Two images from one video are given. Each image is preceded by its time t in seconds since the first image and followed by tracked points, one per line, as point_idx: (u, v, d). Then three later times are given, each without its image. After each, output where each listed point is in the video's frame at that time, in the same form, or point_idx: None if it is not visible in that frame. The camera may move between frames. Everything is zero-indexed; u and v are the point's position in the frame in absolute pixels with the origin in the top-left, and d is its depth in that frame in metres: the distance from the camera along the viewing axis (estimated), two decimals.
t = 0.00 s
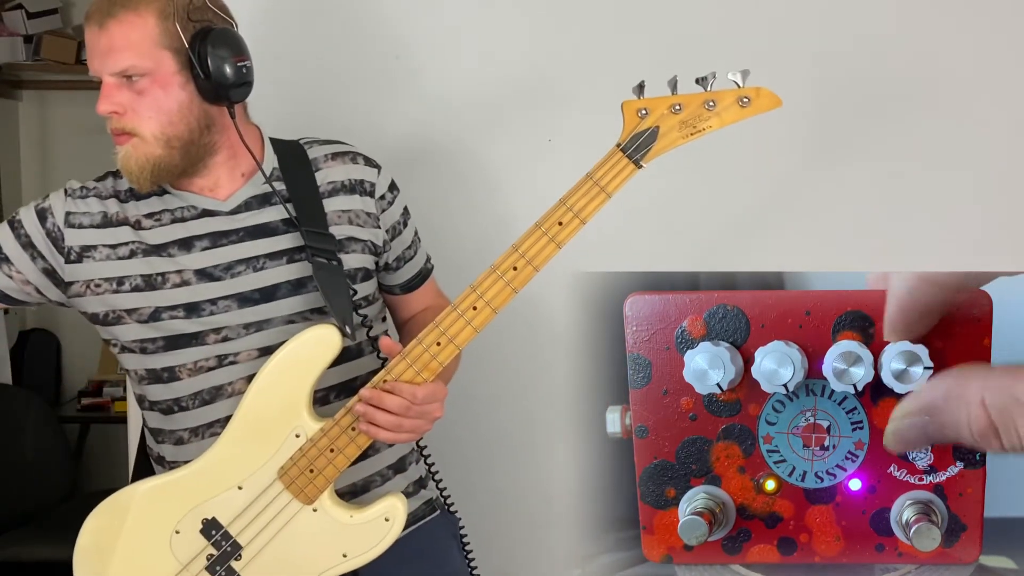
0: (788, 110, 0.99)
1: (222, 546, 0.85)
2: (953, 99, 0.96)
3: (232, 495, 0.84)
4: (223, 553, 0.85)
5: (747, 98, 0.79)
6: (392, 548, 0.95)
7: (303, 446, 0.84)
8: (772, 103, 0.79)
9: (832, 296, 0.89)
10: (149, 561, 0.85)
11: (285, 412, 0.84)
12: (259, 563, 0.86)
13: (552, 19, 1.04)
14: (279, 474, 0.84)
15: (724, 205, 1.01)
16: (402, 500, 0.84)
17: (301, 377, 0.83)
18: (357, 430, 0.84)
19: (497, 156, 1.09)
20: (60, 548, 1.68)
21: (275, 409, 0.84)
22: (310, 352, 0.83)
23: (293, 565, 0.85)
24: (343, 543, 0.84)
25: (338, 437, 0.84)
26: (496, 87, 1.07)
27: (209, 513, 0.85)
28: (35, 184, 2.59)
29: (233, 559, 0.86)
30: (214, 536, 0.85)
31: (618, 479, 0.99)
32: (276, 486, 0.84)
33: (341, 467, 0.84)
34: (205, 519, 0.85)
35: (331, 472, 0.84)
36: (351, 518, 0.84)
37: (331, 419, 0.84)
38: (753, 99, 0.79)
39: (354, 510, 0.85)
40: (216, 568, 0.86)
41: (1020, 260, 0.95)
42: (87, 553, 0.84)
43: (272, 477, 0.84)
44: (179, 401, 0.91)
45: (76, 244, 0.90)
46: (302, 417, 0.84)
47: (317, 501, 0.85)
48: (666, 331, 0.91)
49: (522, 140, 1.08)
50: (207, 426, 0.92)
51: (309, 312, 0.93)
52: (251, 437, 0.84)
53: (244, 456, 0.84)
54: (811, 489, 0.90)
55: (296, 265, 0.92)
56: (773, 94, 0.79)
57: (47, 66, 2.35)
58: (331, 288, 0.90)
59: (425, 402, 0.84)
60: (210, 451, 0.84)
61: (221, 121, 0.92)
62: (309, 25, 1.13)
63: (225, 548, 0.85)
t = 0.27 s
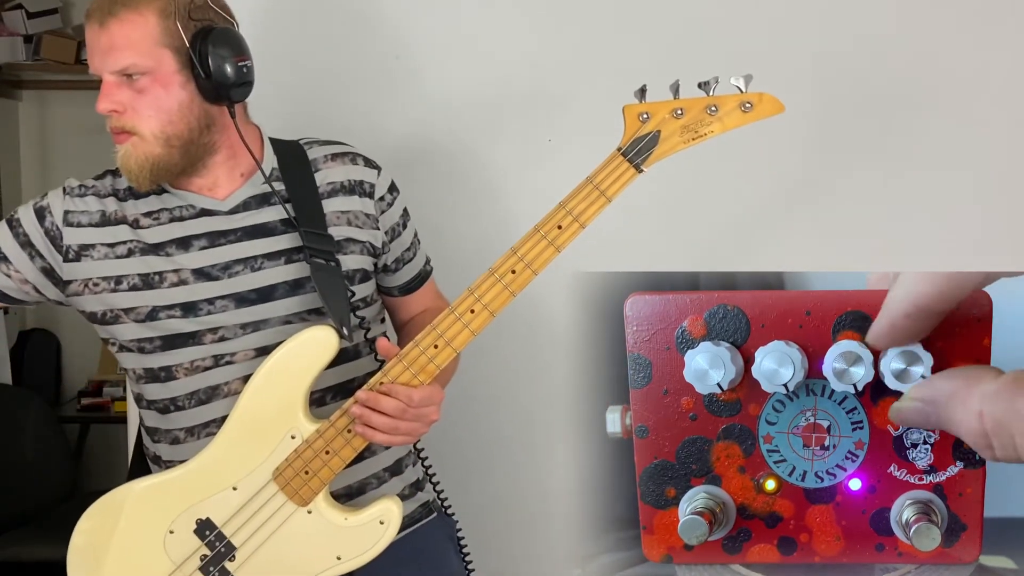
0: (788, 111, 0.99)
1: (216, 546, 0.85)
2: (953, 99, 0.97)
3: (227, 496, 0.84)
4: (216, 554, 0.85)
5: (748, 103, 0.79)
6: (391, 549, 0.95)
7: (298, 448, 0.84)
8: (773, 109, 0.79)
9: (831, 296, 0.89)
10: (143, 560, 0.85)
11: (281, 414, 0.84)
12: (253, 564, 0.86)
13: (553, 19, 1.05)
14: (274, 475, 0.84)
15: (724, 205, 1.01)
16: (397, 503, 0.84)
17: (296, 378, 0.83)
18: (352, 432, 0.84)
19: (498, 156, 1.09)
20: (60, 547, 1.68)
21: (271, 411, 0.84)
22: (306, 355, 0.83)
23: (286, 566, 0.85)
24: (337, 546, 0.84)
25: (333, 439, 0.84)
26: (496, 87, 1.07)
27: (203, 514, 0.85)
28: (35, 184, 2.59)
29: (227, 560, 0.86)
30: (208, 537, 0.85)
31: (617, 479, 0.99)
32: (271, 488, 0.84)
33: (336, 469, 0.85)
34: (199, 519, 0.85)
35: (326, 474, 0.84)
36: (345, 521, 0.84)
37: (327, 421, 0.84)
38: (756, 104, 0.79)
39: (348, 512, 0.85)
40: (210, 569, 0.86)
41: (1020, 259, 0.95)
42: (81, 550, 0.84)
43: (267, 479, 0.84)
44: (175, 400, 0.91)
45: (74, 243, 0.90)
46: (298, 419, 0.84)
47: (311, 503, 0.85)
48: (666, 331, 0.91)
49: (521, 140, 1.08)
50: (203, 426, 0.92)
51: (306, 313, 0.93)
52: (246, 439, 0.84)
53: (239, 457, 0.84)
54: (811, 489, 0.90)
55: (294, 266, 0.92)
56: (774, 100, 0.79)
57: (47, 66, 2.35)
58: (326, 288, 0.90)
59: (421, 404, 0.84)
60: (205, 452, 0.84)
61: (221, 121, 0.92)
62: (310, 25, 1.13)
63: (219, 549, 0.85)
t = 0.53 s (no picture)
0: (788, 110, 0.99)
1: (215, 548, 0.85)
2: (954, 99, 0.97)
3: (225, 497, 0.84)
4: (214, 555, 0.85)
5: (748, 105, 0.79)
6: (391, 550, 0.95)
7: (297, 449, 0.84)
8: (773, 111, 0.79)
9: (831, 296, 0.89)
10: (142, 561, 0.85)
11: (280, 415, 0.84)
12: (251, 565, 0.86)
13: (553, 19, 1.05)
14: (273, 477, 0.84)
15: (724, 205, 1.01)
16: (396, 505, 0.84)
17: (295, 379, 0.83)
18: (351, 434, 0.85)
19: (498, 156, 1.09)
20: (60, 547, 1.68)
21: (270, 411, 0.84)
22: (306, 355, 0.83)
23: (285, 567, 0.85)
24: (335, 547, 0.84)
25: (332, 441, 0.84)
26: (496, 87, 1.07)
27: (202, 515, 0.85)
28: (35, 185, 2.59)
29: (225, 561, 0.86)
30: (207, 538, 0.85)
31: (617, 479, 0.99)
32: (270, 489, 0.84)
33: (335, 470, 0.85)
34: (198, 521, 0.85)
35: (325, 475, 0.84)
36: (344, 522, 0.84)
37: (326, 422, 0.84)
38: (756, 106, 0.79)
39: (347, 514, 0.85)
40: (208, 570, 0.85)
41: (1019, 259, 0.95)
42: (80, 551, 0.84)
43: (266, 480, 0.84)
44: (174, 401, 0.91)
45: (74, 243, 0.90)
46: (297, 420, 0.84)
47: (310, 505, 0.85)
48: (666, 331, 0.92)
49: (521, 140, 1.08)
50: (202, 427, 0.91)
51: (305, 314, 0.93)
52: (245, 439, 0.84)
53: (238, 458, 0.84)
54: (811, 489, 0.90)
55: (293, 267, 0.92)
56: (775, 102, 0.79)
57: (46, 66, 2.35)
58: (326, 289, 0.90)
59: (420, 406, 0.84)
60: (204, 452, 0.84)
61: (221, 121, 0.92)
62: (310, 26, 1.13)
63: (217, 550, 0.85)
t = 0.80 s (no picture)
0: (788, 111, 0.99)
1: (214, 548, 0.85)
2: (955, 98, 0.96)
3: (225, 498, 0.84)
4: (214, 556, 0.85)
5: (752, 110, 0.78)
6: (390, 550, 0.95)
7: (297, 451, 0.84)
8: (778, 116, 0.78)
9: (830, 296, 0.89)
10: (141, 562, 0.85)
11: (280, 416, 0.84)
12: (250, 567, 0.86)
13: (553, 19, 1.05)
14: (272, 478, 0.84)
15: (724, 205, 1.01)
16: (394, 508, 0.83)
17: (295, 381, 0.83)
18: (351, 436, 0.84)
19: (498, 156, 1.09)
20: (60, 548, 1.68)
21: (271, 413, 0.84)
22: (307, 357, 0.83)
23: (284, 569, 0.85)
24: (334, 549, 0.84)
25: (331, 442, 0.84)
26: (496, 86, 1.07)
27: (201, 515, 0.85)
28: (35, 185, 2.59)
29: (225, 562, 0.86)
30: (206, 538, 0.85)
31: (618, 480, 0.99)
32: (269, 490, 0.84)
33: (335, 472, 0.85)
34: (197, 521, 0.85)
35: (324, 477, 0.84)
36: (343, 524, 0.84)
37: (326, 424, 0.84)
38: (759, 111, 0.79)
39: (347, 516, 0.84)
40: (207, 570, 0.85)
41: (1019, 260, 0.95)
42: (79, 551, 0.84)
43: (266, 481, 0.84)
44: (174, 402, 0.91)
45: (75, 243, 0.90)
46: (297, 421, 0.84)
47: (310, 506, 0.85)
48: (667, 331, 0.92)
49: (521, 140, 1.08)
50: (202, 428, 0.91)
51: (306, 315, 0.93)
52: (245, 440, 0.84)
53: (238, 459, 0.84)
54: (811, 489, 0.90)
55: (293, 268, 0.92)
56: (779, 108, 0.78)
57: (46, 66, 2.35)
58: (326, 290, 0.90)
59: (420, 409, 0.84)
60: (204, 453, 0.84)
61: (222, 121, 0.92)
62: (310, 26, 1.13)
63: (217, 551, 0.85)
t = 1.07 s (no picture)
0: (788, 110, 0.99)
1: (215, 549, 0.85)
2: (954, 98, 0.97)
3: (227, 498, 0.84)
4: (214, 557, 0.85)
5: (753, 111, 0.79)
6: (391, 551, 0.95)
7: (299, 451, 0.84)
8: (779, 117, 0.79)
9: (831, 296, 0.89)
10: (142, 563, 0.84)
11: (281, 417, 0.84)
12: (251, 567, 0.85)
13: (553, 18, 1.05)
14: (274, 478, 0.84)
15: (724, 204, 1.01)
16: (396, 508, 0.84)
17: (296, 382, 0.83)
18: (352, 436, 0.84)
19: (499, 156, 1.09)
20: (60, 548, 1.68)
21: (272, 413, 0.84)
22: (308, 357, 0.83)
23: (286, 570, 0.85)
24: (336, 550, 0.84)
25: (333, 443, 0.84)
26: (496, 86, 1.07)
27: (203, 515, 0.85)
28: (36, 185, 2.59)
29: (226, 562, 0.85)
30: (208, 539, 0.85)
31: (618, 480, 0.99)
32: (271, 491, 0.84)
33: (337, 473, 0.85)
34: (198, 521, 0.84)
35: (326, 478, 0.84)
36: (345, 525, 0.84)
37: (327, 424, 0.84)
38: (760, 113, 0.79)
39: (348, 516, 0.84)
40: (208, 571, 0.85)
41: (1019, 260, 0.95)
42: (80, 551, 0.84)
43: (267, 481, 0.84)
44: (176, 402, 0.91)
45: (76, 243, 0.90)
46: (298, 422, 0.84)
47: (311, 507, 0.85)
48: (666, 331, 0.91)
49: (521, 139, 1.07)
50: (203, 428, 0.91)
51: (308, 316, 0.93)
52: (247, 441, 0.84)
53: (240, 459, 0.84)
54: (811, 489, 0.90)
55: (295, 268, 0.92)
56: (780, 109, 0.79)
57: (47, 66, 2.35)
58: (327, 291, 0.90)
59: (421, 409, 0.84)
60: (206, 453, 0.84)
61: (225, 121, 0.92)
62: (310, 25, 1.13)
63: (218, 551, 0.85)
